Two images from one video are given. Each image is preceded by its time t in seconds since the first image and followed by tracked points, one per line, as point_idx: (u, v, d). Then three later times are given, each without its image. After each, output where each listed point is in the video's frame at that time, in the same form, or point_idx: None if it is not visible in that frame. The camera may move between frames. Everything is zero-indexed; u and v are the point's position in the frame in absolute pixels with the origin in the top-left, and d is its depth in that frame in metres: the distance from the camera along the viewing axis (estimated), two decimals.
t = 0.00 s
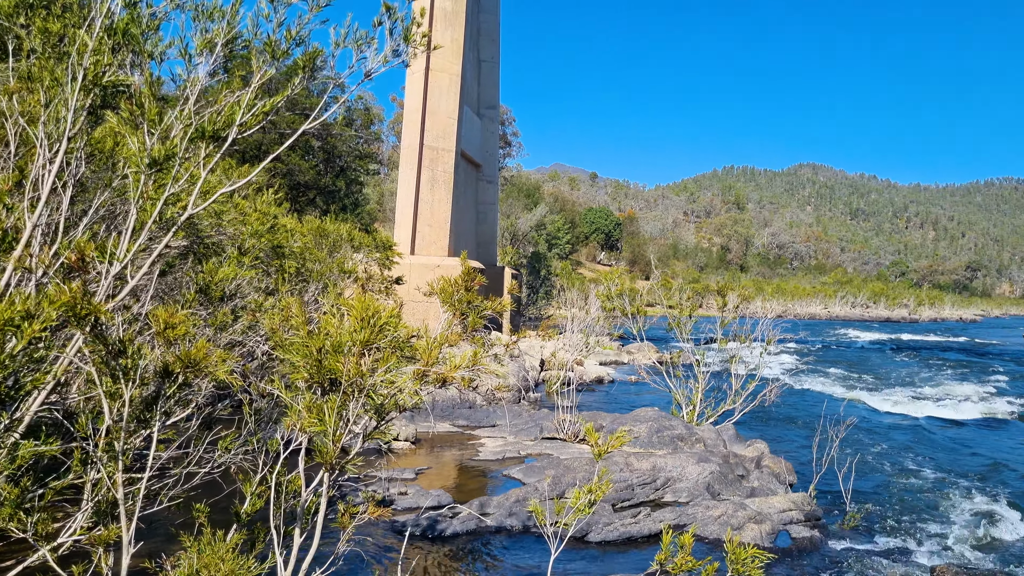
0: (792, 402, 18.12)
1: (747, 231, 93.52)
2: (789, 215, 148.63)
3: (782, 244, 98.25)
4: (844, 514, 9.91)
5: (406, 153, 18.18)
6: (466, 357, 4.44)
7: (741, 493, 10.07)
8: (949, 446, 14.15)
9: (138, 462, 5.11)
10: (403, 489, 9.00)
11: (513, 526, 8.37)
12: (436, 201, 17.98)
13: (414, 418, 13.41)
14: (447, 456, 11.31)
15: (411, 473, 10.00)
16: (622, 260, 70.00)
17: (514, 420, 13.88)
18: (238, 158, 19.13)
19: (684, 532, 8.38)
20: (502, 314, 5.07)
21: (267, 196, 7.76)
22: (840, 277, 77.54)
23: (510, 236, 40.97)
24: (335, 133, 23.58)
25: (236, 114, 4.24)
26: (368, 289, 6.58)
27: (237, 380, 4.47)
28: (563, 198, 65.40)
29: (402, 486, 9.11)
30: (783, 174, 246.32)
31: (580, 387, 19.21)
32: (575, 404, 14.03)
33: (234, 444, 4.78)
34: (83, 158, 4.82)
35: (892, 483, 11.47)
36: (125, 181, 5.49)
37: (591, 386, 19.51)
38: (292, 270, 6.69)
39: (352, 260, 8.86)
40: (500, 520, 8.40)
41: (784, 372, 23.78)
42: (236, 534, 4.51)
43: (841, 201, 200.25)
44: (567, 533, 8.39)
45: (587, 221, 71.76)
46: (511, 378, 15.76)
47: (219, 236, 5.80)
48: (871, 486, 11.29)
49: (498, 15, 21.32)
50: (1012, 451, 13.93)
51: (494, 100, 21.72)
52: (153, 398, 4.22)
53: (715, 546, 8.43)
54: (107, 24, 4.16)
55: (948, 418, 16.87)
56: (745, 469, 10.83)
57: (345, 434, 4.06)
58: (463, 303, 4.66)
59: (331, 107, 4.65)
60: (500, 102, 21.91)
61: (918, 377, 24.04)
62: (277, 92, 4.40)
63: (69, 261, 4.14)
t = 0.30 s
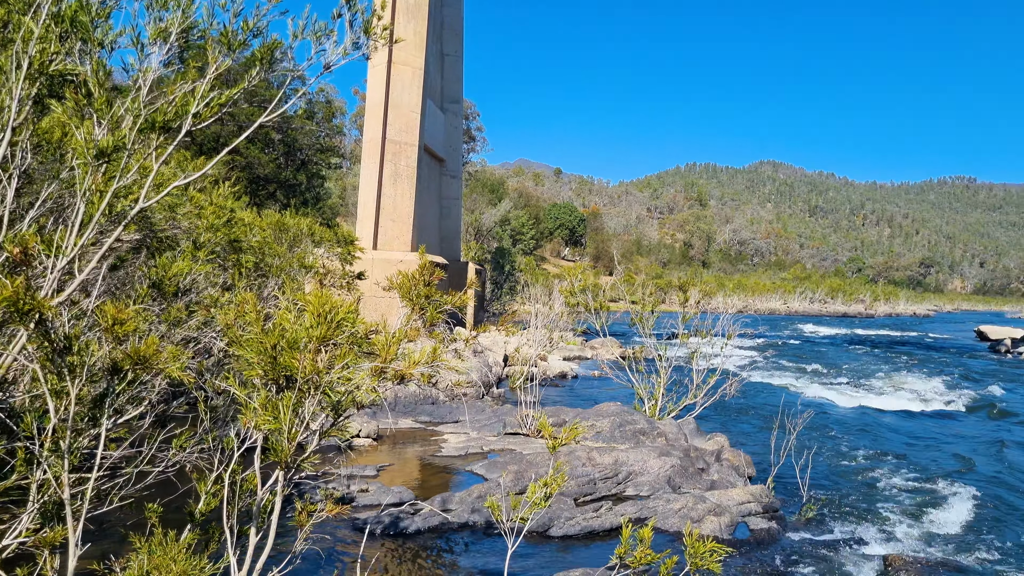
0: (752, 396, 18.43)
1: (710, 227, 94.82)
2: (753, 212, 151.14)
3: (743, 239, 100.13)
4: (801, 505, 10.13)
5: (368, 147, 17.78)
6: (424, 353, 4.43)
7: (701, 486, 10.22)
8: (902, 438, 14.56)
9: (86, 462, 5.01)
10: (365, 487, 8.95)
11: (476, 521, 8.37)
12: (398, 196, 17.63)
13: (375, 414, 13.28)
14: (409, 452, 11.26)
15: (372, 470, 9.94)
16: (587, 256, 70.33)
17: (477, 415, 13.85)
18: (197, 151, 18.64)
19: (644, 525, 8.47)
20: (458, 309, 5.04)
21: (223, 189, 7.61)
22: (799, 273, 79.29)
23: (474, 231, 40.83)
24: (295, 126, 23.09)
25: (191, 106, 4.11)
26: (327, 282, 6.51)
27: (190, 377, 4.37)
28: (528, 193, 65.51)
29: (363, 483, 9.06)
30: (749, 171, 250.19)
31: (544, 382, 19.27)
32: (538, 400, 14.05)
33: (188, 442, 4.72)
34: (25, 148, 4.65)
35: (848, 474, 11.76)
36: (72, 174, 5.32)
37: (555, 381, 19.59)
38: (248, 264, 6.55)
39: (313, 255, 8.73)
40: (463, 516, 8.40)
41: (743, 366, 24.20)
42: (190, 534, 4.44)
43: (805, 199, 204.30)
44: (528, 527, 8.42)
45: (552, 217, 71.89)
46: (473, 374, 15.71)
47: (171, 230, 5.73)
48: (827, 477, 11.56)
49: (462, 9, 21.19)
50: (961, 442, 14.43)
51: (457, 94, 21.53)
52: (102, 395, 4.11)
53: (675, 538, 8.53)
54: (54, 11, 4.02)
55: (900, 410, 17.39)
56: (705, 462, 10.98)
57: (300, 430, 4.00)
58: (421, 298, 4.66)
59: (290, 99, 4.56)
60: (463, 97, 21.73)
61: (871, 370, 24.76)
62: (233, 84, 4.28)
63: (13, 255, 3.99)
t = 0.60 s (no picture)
0: (715, 390, 18.70)
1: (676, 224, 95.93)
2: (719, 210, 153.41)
3: (705, 236, 101.96)
4: (761, 497, 10.30)
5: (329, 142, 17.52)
6: (386, 349, 4.36)
7: (664, 480, 10.32)
8: (859, 430, 14.91)
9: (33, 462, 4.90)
10: (327, 484, 8.86)
11: (439, 518, 8.35)
12: (361, 191, 17.43)
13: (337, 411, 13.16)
14: (372, 449, 11.16)
15: (334, 466, 9.84)
16: (553, 252, 70.60)
17: (441, 411, 13.80)
18: (153, 144, 18.16)
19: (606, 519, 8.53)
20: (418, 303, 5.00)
21: (180, 183, 7.48)
22: (761, 269, 80.87)
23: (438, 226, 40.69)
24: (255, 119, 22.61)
25: (144, 96, 4.03)
26: (287, 275, 6.44)
27: (143, 374, 4.22)
28: (492, 189, 65.59)
29: (325, 480, 8.96)
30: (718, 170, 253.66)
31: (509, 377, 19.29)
32: (501, 395, 14.05)
33: (142, 441, 4.64)
34: None
35: (807, 466, 12.00)
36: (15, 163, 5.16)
37: (520, 377, 19.65)
38: (206, 259, 6.43)
39: (274, 249, 8.59)
40: (427, 513, 8.38)
41: (705, 360, 24.53)
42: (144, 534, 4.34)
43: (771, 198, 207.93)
44: (492, 523, 8.42)
45: (517, 213, 72.02)
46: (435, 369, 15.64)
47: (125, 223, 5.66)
48: (787, 469, 11.77)
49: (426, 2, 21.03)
50: (915, 433, 14.85)
51: (422, 89, 21.40)
52: (51, 394, 4.00)
53: (637, 532, 8.61)
54: None
55: (856, 403, 17.83)
56: (668, 456, 11.09)
57: (260, 428, 3.85)
58: (383, 294, 4.60)
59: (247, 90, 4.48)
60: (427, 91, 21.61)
61: (828, 364, 25.36)
62: (187, 74, 4.20)
63: None
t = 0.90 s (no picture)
0: (682, 385, 18.93)
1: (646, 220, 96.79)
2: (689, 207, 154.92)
3: (674, 232, 103.15)
4: (726, 490, 10.45)
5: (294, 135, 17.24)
6: (349, 345, 4.32)
7: (631, 474, 10.42)
8: (823, 423, 15.21)
9: None
10: (293, 481, 8.78)
11: (406, 514, 8.35)
12: (327, 185, 17.21)
13: (303, 409, 13.06)
14: (340, 447, 11.10)
15: (301, 464, 9.76)
16: (523, 248, 70.71)
17: (409, 408, 13.76)
18: (115, 136, 17.69)
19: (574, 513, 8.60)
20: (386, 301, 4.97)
21: (141, 178, 7.35)
22: (728, 265, 82.08)
23: (407, 222, 40.44)
24: (220, 112, 22.19)
25: (99, 87, 3.96)
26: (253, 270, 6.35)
27: (102, 373, 4.12)
28: (460, 185, 65.51)
29: (291, 478, 8.88)
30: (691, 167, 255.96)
31: (478, 374, 19.30)
32: (470, 391, 14.06)
33: (102, 441, 4.55)
34: None
35: (772, 459, 12.20)
36: None
37: (490, 373, 19.67)
38: (167, 255, 6.34)
39: (239, 245, 8.46)
40: (394, 510, 8.36)
41: (673, 356, 24.81)
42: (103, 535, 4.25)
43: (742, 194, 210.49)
44: (460, 518, 8.43)
45: (486, 209, 71.90)
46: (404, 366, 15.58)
47: (83, 218, 5.56)
48: (753, 462, 11.97)
49: None
50: (876, 426, 15.22)
51: (389, 83, 21.23)
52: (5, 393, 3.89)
53: (605, 525, 8.69)
54: None
55: (819, 396, 18.21)
56: (635, 450, 11.18)
57: (222, 424, 3.76)
58: (349, 291, 4.57)
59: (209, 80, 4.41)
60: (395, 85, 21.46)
61: (792, 359, 25.87)
62: (143, 66, 4.12)
63: None
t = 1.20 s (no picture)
0: (655, 381, 19.10)
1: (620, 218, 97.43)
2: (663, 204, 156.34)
3: (646, 228, 104.18)
4: (697, 485, 10.57)
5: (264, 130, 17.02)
6: (320, 341, 4.26)
7: (604, 470, 10.48)
8: (793, 417, 15.46)
9: None
10: (263, 480, 8.69)
11: (377, 512, 8.32)
12: (298, 180, 17.02)
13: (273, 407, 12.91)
14: (311, 445, 11.00)
15: (271, 463, 9.66)
16: (497, 245, 70.81)
17: (381, 405, 13.69)
18: (80, 130, 17.26)
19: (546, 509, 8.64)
20: (360, 297, 4.92)
21: (107, 172, 7.19)
22: (699, 261, 83.10)
23: (379, 218, 40.23)
24: (187, 105, 21.77)
25: (60, 79, 3.86)
26: (222, 265, 6.24)
27: (65, 371, 3.99)
28: (432, 181, 65.30)
29: (261, 477, 8.78)
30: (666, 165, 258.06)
31: (452, 370, 19.27)
32: (442, 388, 14.03)
33: (66, 440, 4.45)
34: None
35: (743, 454, 12.36)
36: None
37: (463, 370, 19.66)
38: (134, 251, 6.22)
39: (206, 241, 8.33)
40: (366, 507, 8.32)
41: (645, 352, 25.01)
42: (67, 535, 4.16)
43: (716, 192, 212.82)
44: (433, 516, 8.41)
45: (459, 204, 71.81)
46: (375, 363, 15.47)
47: (45, 213, 5.42)
48: (724, 457, 12.12)
49: None
50: (843, 420, 15.52)
51: (361, 77, 21.04)
52: None
53: (578, 521, 8.74)
54: None
55: (788, 392, 18.51)
56: (608, 446, 11.24)
57: (190, 423, 3.62)
58: (320, 288, 4.52)
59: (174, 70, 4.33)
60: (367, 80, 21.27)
61: (762, 354, 26.26)
62: (106, 57, 4.04)
63: None
